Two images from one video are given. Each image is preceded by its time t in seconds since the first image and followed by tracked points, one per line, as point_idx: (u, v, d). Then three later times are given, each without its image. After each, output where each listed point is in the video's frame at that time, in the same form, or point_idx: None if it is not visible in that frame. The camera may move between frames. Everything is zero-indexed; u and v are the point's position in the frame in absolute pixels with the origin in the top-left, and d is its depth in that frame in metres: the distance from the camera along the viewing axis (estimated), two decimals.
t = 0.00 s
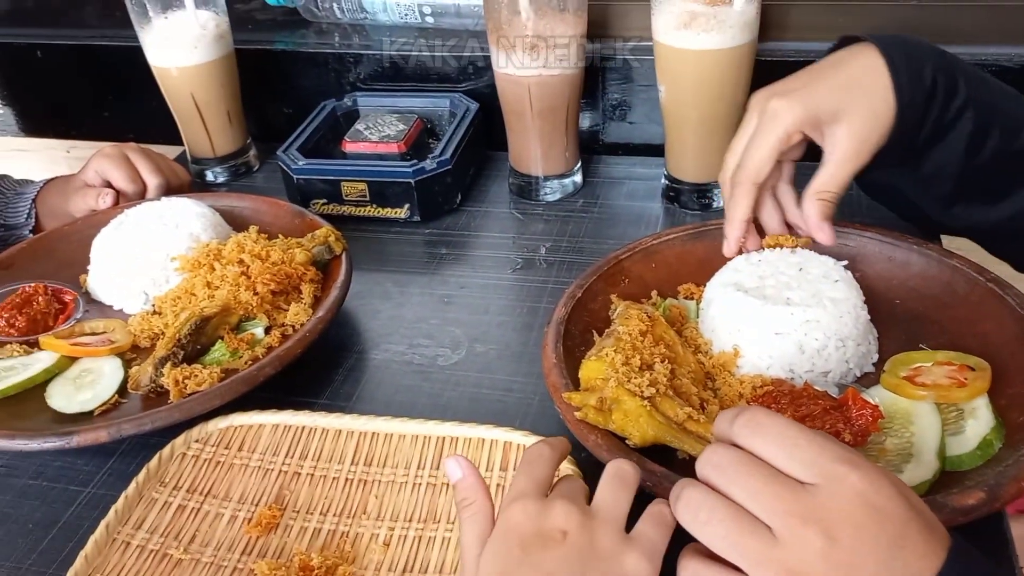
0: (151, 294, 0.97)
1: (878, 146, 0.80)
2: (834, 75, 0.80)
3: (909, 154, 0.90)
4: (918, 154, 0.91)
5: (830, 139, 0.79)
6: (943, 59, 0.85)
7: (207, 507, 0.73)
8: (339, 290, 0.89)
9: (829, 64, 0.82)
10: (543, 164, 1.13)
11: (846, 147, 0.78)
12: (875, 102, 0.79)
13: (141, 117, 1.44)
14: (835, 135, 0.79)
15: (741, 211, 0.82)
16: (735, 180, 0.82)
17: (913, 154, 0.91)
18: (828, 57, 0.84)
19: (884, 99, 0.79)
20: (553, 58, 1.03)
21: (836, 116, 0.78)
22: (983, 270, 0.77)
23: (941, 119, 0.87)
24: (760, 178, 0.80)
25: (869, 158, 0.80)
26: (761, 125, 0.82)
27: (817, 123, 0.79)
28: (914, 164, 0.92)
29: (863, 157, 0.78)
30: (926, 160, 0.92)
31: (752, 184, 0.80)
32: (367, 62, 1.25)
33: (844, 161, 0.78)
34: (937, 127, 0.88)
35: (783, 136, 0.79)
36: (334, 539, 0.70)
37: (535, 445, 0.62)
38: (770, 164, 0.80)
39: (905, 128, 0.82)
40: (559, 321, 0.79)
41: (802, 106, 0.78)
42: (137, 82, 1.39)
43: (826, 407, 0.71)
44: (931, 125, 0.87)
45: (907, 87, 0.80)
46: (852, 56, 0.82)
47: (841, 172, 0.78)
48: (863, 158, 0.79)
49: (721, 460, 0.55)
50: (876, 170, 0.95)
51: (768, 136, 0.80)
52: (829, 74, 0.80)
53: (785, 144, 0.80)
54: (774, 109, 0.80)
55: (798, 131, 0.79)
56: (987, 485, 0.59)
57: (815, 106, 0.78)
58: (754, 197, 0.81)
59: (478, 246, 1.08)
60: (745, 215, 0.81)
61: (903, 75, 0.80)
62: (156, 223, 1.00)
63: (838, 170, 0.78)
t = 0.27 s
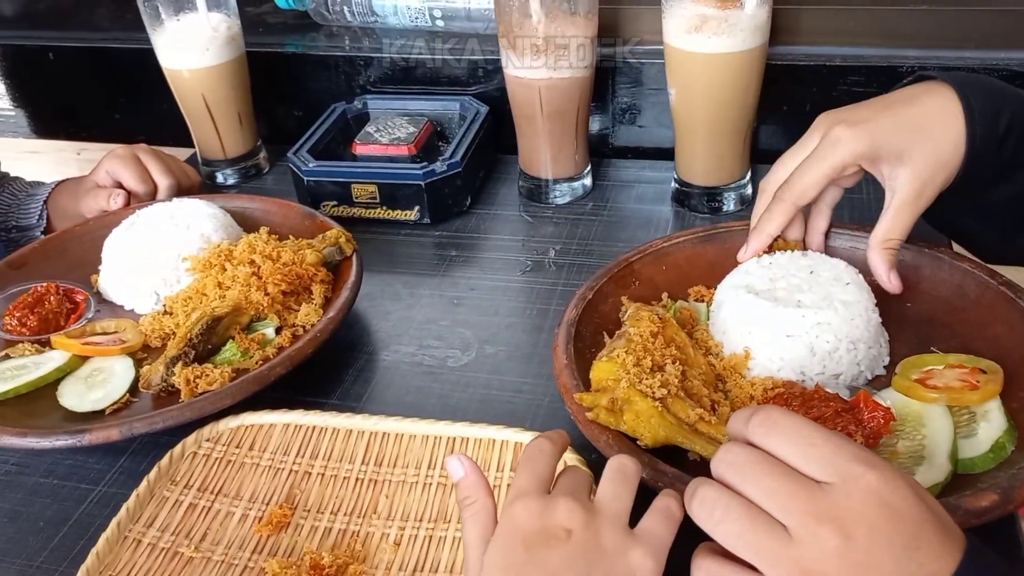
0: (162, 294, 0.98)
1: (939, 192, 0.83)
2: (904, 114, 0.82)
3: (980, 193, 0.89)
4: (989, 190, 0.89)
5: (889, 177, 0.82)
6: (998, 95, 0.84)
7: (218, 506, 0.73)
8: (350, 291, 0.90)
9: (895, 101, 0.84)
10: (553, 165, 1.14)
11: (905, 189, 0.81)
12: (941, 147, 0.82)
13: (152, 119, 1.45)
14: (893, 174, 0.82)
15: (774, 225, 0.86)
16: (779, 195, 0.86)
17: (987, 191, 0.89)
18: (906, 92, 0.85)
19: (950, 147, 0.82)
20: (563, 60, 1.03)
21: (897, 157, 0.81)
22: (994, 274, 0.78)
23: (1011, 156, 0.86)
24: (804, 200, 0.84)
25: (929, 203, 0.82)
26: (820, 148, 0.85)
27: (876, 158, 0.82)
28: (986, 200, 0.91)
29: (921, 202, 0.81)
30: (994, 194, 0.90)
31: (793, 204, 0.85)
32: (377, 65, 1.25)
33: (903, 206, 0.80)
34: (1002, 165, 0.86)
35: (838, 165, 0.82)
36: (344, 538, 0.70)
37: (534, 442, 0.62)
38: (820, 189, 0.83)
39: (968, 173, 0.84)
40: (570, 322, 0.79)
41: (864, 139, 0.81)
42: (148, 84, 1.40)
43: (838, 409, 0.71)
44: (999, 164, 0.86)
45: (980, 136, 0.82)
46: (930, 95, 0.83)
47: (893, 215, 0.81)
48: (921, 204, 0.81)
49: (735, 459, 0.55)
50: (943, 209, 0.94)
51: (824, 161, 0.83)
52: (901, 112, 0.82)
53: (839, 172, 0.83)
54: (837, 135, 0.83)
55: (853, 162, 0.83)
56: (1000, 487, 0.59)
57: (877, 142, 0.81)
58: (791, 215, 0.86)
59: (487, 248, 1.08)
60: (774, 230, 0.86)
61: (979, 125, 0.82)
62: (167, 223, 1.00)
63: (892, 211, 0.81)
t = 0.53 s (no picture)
0: (168, 294, 0.97)
1: (950, 208, 0.82)
2: (920, 129, 0.82)
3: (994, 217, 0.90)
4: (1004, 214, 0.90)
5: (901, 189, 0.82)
6: (1013, 118, 0.85)
7: (224, 506, 0.73)
8: (356, 292, 0.90)
9: (913, 118, 0.84)
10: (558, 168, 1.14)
11: (917, 200, 0.80)
12: (955, 164, 0.81)
13: (158, 121, 1.46)
14: (905, 186, 0.81)
15: (784, 228, 0.86)
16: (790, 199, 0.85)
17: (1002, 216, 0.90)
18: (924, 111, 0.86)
19: (964, 165, 0.82)
20: (570, 63, 1.04)
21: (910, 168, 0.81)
22: (1002, 278, 0.77)
23: None
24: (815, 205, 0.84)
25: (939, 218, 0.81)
26: (833, 155, 0.84)
27: (889, 168, 0.81)
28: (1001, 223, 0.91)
29: (932, 215, 0.80)
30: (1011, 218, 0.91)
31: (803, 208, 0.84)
32: (384, 68, 1.26)
33: (914, 218, 0.79)
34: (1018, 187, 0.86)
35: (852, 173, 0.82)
36: (350, 539, 0.70)
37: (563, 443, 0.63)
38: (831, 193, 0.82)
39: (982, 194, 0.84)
40: (576, 324, 0.79)
41: (879, 147, 0.81)
42: (155, 86, 1.40)
43: (844, 412, 0.70)
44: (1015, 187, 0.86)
45: (996, 157, 0.82)
46: (947, 115, 0.84)
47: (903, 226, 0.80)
48: (932, 218, 0.80)
49: (744, 459, 0.55)
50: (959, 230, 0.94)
51: (837, 167, 0.83)
52: (917, 127, 0.82)
53: (851, 180, 0.83)
54: (851, 142, 0.83)
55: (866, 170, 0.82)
56: (1007, 490, 0.59)
57: (891, 152, 0.81)
58: (800, 219, 0.85)
59: (493, 250, 1.08)
60: (784, 233, 0.86)
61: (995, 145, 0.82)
62: (174, 224, 1.00)
63: (902, 222, 0.80)
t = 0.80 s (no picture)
0: (169, 294, 0.98)
1: (950, 212, 0.82)
2: (924, 131, 0.82)
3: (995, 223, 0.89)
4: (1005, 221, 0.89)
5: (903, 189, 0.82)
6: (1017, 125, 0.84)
7: (226, 504, 0.73)
8: (358, 291, 0.90)
9: (917, 120, 0.84)
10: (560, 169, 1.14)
11: (918, 200, 0.80)
12: (958, 168, 0.81)
13: (160, 121, 1.46)
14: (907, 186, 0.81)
15: (792, 227, 0.86)
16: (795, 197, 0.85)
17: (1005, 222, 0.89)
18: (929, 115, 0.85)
19: (966, 169, 0.81)
20: (572, 63, 1.04)
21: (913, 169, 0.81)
22: (1004, 278, 0.77)
23: None
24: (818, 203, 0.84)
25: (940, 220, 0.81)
26: (837, 153, 0.84)
27: (893, 167, 0.81)
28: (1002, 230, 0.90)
29: (933, 217, 0.80)
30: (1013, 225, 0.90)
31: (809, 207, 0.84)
32: (387, 68, 1.26)
33: (915, 218, 0.79)
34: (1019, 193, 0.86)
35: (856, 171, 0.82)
36: (351, 537, 0.70)
37: (564, 432, 0.63)
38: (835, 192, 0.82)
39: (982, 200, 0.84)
40: (579, 323, 0.79)
41: (883, 146, 0.81)
42: (158, 86, 1.40)
43: (846, 411, 0.70)
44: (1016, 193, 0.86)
45: (997, 164, 0.82)
46: (951, 120, 0.84)
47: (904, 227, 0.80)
48: (933, 220, 0.80)
49: (746, 458, 0.55)
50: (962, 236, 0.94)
51: (841, 164, 0.83)
52: (922, 128, 0.82)
53: (855, 177, 0.83)
54: (855, 141, 0.82)
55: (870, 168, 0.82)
56: (1010, 489, 0.59)
57: (895, 151, 0.81)
58: (808, 217, 0.85)
59: (495, 250, 1.08)
60: (796, 233, 0.86)
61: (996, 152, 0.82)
62: (177, 223, 1.00)
63: (903, 222, 0.80)
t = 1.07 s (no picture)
0: (168, 292, 0.98)
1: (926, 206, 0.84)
2: (911, 127, 0.84)
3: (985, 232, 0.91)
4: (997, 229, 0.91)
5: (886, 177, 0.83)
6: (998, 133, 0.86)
7: (224, 501, 0.72)
8: (357, 289, 0.89)
9: (906, 118, 0.86)
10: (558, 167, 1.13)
11: (899, 188, 0.82)
12: (939, 161, 0.83)
13: (160, 119, 1.46)
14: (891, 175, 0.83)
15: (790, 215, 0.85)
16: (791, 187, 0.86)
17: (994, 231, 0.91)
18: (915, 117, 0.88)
19: (948, 169, 0.83)
20: (572, 61, 1.04)
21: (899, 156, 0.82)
22: (1004, 276, 0.77)
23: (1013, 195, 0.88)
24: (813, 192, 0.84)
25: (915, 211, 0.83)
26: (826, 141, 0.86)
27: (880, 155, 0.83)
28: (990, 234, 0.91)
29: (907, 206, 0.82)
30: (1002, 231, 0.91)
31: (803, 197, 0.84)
32: (387, 67, 1.26)
33: (891, 205, 0.82)
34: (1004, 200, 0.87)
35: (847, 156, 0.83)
36: (349, 535, 0.70)
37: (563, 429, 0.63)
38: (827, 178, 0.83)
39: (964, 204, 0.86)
40: (577, 321, 0.79)
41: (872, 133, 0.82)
42: (157, 84, 1.40)
43: (845, 409, 0.70)
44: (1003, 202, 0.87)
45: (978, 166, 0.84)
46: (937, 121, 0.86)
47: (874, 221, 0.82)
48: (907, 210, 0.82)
49: (744, 457, 0.55)
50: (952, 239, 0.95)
51: (832, 150, 0.84)
52: (907, 124, 0.84)
53: (844, 164, 0.84)
54: (844, 128, 0.84)
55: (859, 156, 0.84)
56: (1009, 487, 0.59)
57: (882, 139, 0.82)
58: (806, 207, 0.85)
59: (494, 248, 1.08)
60: (797, 224, 0.85)
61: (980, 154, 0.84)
62: (176, 221, 1.00)
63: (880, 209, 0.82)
